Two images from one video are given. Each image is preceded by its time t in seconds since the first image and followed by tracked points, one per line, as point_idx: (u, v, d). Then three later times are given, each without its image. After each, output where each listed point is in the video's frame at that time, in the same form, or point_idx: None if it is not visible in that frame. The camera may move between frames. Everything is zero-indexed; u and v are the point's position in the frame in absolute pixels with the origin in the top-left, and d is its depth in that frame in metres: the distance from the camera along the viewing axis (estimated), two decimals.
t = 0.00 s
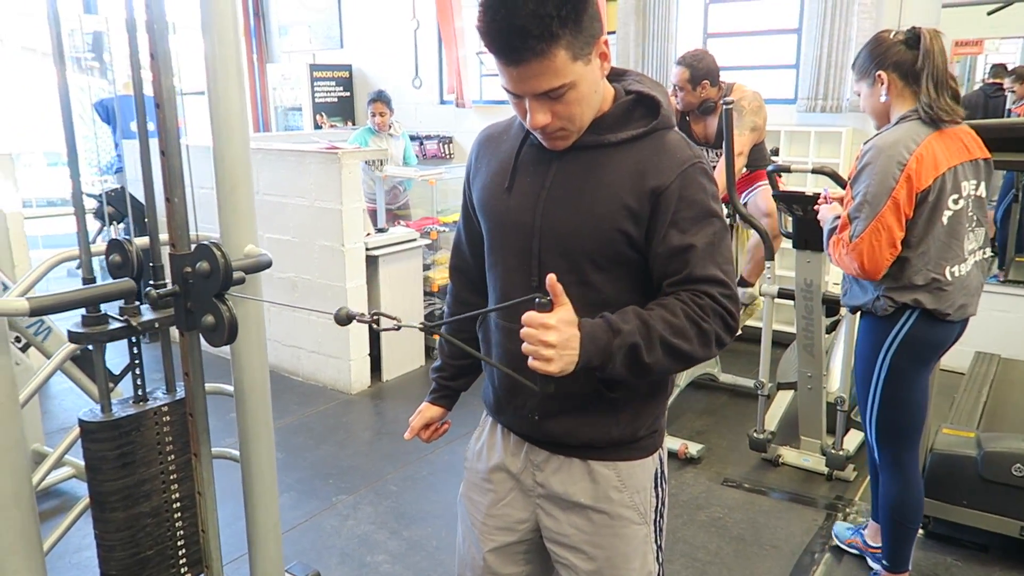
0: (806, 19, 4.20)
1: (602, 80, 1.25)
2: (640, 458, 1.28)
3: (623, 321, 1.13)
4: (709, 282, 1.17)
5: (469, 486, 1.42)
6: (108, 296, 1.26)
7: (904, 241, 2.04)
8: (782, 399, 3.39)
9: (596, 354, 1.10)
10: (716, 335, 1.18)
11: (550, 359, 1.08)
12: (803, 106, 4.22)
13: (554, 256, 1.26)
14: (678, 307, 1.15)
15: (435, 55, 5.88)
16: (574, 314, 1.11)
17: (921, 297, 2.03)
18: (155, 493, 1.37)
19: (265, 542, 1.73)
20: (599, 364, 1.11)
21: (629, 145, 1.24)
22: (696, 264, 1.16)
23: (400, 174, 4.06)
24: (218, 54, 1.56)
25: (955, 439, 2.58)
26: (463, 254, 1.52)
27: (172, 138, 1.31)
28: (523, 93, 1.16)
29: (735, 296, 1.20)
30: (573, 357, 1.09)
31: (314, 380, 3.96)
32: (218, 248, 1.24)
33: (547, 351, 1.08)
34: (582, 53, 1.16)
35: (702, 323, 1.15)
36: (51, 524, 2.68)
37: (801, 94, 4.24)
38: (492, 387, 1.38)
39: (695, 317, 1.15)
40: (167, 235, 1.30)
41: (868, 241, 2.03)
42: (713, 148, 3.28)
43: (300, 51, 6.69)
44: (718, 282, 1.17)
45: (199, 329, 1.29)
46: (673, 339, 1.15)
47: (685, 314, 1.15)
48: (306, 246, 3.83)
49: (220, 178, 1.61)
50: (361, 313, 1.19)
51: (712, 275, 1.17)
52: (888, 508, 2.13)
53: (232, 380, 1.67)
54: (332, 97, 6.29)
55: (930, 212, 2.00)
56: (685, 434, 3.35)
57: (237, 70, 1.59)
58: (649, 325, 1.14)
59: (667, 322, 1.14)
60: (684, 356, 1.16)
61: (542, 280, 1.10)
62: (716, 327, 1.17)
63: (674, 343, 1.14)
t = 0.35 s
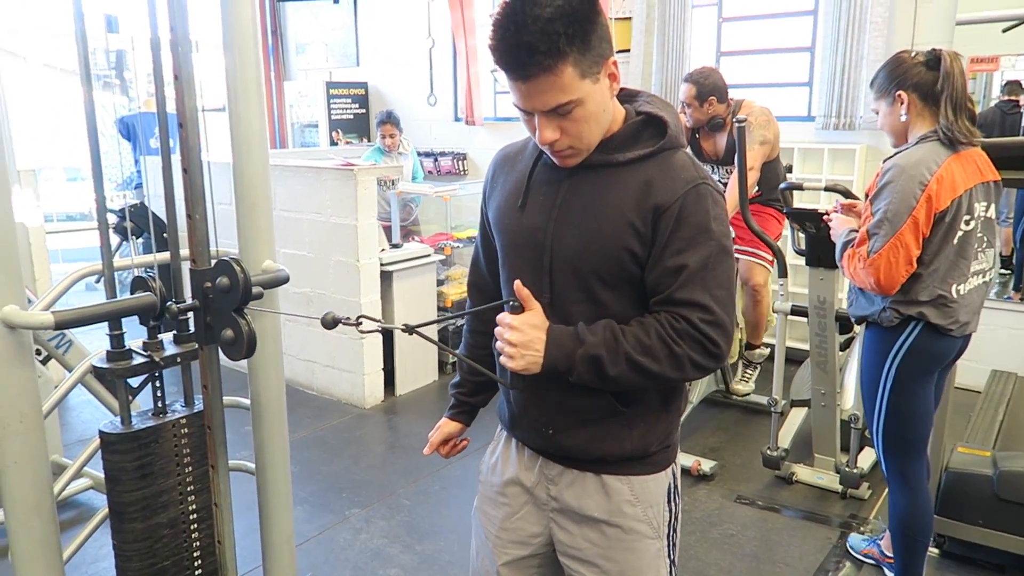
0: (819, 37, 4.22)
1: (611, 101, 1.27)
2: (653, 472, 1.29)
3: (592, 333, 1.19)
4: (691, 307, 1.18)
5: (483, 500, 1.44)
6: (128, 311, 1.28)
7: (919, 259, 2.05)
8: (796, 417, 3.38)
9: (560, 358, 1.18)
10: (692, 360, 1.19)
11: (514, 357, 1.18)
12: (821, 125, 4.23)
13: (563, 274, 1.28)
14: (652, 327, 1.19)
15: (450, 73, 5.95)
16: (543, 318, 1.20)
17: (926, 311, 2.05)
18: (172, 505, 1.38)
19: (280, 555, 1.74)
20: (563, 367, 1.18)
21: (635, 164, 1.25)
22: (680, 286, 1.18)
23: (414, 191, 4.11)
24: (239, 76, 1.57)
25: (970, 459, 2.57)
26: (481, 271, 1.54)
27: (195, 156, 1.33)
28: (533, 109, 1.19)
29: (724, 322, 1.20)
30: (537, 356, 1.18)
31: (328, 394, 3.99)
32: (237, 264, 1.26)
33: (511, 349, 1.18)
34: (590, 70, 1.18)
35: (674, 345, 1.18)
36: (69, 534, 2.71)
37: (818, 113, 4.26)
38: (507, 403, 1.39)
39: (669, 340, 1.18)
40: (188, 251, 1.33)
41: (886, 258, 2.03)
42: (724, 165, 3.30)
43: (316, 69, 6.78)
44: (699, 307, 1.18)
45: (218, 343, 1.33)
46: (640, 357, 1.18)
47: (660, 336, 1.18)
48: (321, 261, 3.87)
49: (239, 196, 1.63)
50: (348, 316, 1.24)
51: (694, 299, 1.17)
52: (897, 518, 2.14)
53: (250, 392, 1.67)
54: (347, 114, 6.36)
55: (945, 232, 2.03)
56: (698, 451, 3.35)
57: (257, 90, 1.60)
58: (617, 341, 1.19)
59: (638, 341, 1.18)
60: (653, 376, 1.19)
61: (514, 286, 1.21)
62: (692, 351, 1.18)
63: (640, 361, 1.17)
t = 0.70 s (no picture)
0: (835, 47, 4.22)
1: (627, 103, 1.29)
2: (664, 478, 1.30)
3: (620, 341, 1.18)
4: (713, 314, 1.18)
5: (494, 505, 1.45)
6: (147, 314, 1.30)
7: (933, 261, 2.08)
8: (808, 427, 3.38)
9: (590, 369, 1.15)
10: (715, 366, 1.19)
11: (549, 369, 1.15)
12: (836, 133, 4.22)
13: (577, 280, 1.29)
14: (677, 334, 1.18)
15: (465, 80, 5.99)
16: (575, 329, 1.17)
17: (937, 313, 2.08)
18: (188, 506, 1.40)
19: (293, 559, 1.75)
20: (593, 378, 1.16)
21: (650, 173, 1.26)
22: (701, 294, 1.18)
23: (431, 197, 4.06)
24: (259, 87, 1.59)
25: (984, 470, 2.55)
26: (493, 279, 1.55)
27: (214, 164, 1.34)
28: (553, 70, 1.23)
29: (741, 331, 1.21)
30: (569, 368, 1.15)
31: (341, 399, 4.01)
32: (254, 269, 1.28)
33: (545, 359, 1.15)
34: (618, 51, 1.23)
35: (699, 352, 1.18)
36: (85, 535, 2.75)
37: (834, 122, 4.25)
38: (518, 408, 1.40)
39: (694, 346, 1.18)
40: (206, 256, 1.35)
41: (904, 257, 2.06)
42: (742, 173, 3.30)
43: (332, 76, 6.83)
44: (721, 314, 1.19)
45: (234, 346, 1.33)
46: (669, 365, 1.17)
47: (684, 342, 1.18)
48: (336, 266, 3.90)
49: (257, 202, 1.65)
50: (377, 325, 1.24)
51: (713, 310, 1.18)
52: (889, 514, 2.17)
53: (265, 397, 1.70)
54: (363, 121, 6.41)
55: (960, 237, 2.06)
56: (710, 460, 3.34)
57: (276, 100, 1.62)
58: (646, 349, 1.17)
59: (665, 348, 1.17)
60: (681, 384, 1.19)
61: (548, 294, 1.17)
62: (715, 358, 1.19)
63: (669, 369, 1.17)
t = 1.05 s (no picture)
0: (850, 52, 4.20)
1: (642, 108, 1.29)
2: (670, 482, 1.30)
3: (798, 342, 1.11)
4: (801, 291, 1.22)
5: (500, 507, 1.45)
6: (165, 313, 1.31)
7: (950, 253, 2.09)
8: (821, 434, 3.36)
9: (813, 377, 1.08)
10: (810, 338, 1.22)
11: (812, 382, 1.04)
12: (850, 138, 4.20)
13: (598, 282, 1.28)
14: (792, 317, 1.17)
15: (479, 83, 6.00)
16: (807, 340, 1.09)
17: (958, 311, 2.08)
18: (200, 503, 1.41)
19: (303, 558, 1.75)
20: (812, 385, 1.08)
21: (674, 175, 1.27)
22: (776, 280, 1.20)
23: (443, 200, 4.10)
24: (274, 89, 1.60)
25: (1000, 479, 2.52)
26: (496, 278, 1.55)
27: (229, 164, 1.35)
28: (571, 70, 1.23)
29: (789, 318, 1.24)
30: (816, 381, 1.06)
31: (352, 400, 4.03)
32: (268, 268, 1.29)
33: (816, 374, 1.04)
34: (636, 54, 1.24)
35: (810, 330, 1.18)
36: (98, 532, 2.77)
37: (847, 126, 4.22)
38: (525, 408, 1.40)
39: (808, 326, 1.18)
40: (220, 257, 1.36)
41: (920, 249, 2.07)
42: (752, 178, 3.28)
43: (347, 79, 6.86)
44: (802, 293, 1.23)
45: (246, 346, 1.34)
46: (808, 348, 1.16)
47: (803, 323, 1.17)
48: (349, 268, 3.91)
49: (271, 203, 1.66)
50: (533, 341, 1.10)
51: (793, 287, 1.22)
52: (868, 503, 2.22)
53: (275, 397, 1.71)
54: (377, 123, 6.44)
55: (973, 229, 2.07)
56: (721, 465, 3.32)
57: (291, 102, 1.63)
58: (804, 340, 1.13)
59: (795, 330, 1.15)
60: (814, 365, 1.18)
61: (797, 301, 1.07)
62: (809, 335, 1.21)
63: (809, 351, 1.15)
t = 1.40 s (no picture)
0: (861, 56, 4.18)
1: (652, 112, 1.29)
2: (676, 487, 1.30)
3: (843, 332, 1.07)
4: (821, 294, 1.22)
5: (507, 509, 1.45)
6: (174, 313, 1.32)
7: (937, 256, 2.15)
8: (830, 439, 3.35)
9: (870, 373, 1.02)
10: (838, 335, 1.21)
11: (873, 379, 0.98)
12: (858, 142, 4.18)
13: (608, 284, 1.28)
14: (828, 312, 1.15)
15: (488, 86, 6.00)
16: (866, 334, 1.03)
17: (947, 316, 2.13)
18: (208, 502, 1.41)
19: (311, 558, 1.75)
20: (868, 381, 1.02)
21: (684, 177, 1.27)
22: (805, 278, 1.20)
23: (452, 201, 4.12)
24: (284, 92, 1.61)
25: (1011, 485, 2.50)
26: (504, 278, 1.55)
27: (239, 166, 1.35)
28: (581, 72, 1.24)
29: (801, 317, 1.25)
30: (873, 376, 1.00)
31: (361, 401, 4.04)
32: (277, 270, 1.30)
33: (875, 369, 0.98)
34: (646, 56, 1.24)
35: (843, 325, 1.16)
36: (108, 531, 2.78)
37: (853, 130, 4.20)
38: (533, 409, 1.40)
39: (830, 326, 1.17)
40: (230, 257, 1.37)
41: (907, 250, 2.12)
42: (765, 181, 3.23)
43: (358, 81, 6.89)
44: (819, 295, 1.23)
45: (255, 347, 1.35)
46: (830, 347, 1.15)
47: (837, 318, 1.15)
48: (358, 270, 3.92)
49: (282, 206, 1.66)
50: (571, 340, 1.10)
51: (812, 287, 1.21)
52: (879, 512, 2.22)
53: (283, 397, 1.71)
54: (387, 125, 6.46)
55: (962, 234, 2.13)
56: (729, 469, 3.31)
57: (302, 105, 1.64)
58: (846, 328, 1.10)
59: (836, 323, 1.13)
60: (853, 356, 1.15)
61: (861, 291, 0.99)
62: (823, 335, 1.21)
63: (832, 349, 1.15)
